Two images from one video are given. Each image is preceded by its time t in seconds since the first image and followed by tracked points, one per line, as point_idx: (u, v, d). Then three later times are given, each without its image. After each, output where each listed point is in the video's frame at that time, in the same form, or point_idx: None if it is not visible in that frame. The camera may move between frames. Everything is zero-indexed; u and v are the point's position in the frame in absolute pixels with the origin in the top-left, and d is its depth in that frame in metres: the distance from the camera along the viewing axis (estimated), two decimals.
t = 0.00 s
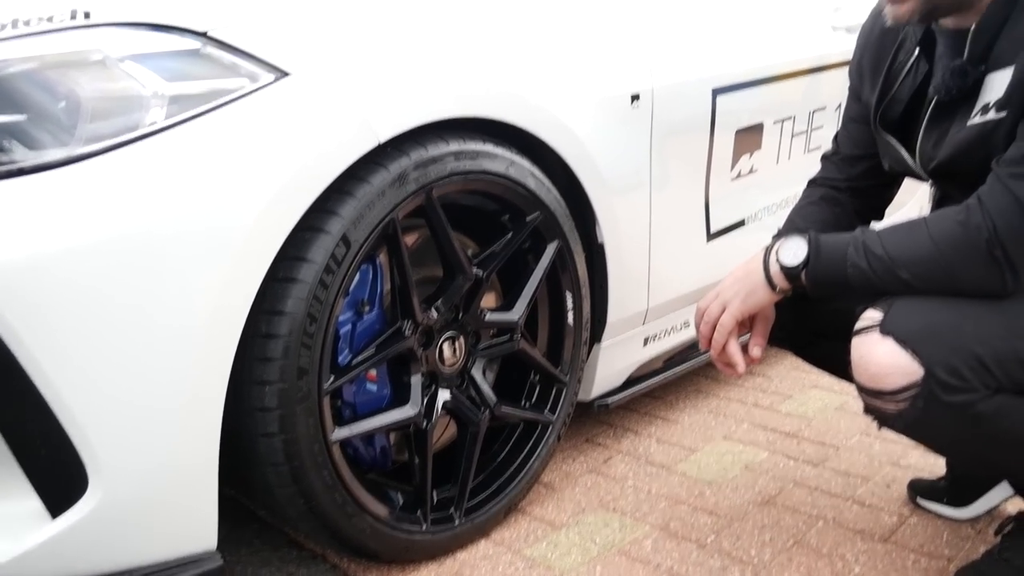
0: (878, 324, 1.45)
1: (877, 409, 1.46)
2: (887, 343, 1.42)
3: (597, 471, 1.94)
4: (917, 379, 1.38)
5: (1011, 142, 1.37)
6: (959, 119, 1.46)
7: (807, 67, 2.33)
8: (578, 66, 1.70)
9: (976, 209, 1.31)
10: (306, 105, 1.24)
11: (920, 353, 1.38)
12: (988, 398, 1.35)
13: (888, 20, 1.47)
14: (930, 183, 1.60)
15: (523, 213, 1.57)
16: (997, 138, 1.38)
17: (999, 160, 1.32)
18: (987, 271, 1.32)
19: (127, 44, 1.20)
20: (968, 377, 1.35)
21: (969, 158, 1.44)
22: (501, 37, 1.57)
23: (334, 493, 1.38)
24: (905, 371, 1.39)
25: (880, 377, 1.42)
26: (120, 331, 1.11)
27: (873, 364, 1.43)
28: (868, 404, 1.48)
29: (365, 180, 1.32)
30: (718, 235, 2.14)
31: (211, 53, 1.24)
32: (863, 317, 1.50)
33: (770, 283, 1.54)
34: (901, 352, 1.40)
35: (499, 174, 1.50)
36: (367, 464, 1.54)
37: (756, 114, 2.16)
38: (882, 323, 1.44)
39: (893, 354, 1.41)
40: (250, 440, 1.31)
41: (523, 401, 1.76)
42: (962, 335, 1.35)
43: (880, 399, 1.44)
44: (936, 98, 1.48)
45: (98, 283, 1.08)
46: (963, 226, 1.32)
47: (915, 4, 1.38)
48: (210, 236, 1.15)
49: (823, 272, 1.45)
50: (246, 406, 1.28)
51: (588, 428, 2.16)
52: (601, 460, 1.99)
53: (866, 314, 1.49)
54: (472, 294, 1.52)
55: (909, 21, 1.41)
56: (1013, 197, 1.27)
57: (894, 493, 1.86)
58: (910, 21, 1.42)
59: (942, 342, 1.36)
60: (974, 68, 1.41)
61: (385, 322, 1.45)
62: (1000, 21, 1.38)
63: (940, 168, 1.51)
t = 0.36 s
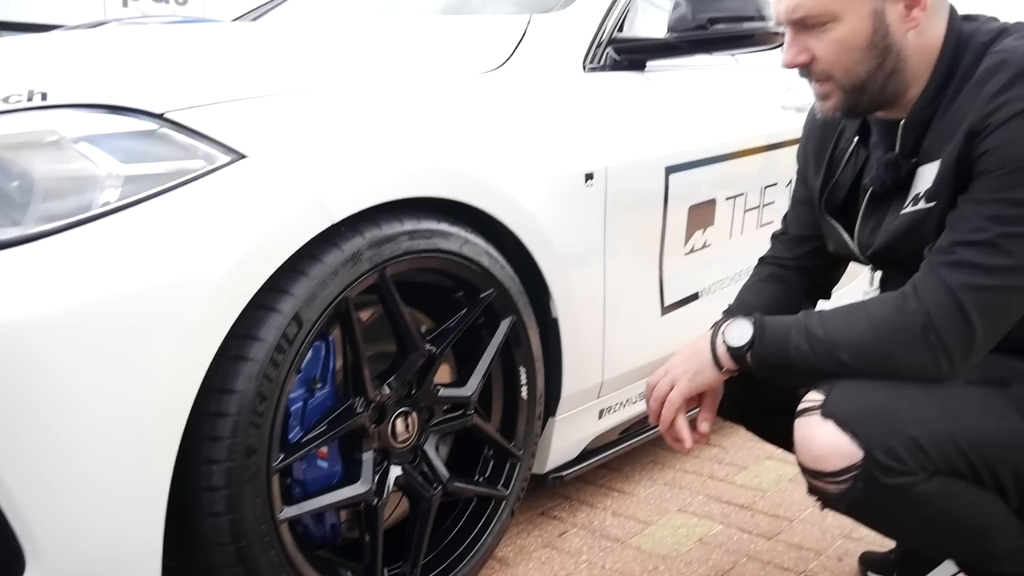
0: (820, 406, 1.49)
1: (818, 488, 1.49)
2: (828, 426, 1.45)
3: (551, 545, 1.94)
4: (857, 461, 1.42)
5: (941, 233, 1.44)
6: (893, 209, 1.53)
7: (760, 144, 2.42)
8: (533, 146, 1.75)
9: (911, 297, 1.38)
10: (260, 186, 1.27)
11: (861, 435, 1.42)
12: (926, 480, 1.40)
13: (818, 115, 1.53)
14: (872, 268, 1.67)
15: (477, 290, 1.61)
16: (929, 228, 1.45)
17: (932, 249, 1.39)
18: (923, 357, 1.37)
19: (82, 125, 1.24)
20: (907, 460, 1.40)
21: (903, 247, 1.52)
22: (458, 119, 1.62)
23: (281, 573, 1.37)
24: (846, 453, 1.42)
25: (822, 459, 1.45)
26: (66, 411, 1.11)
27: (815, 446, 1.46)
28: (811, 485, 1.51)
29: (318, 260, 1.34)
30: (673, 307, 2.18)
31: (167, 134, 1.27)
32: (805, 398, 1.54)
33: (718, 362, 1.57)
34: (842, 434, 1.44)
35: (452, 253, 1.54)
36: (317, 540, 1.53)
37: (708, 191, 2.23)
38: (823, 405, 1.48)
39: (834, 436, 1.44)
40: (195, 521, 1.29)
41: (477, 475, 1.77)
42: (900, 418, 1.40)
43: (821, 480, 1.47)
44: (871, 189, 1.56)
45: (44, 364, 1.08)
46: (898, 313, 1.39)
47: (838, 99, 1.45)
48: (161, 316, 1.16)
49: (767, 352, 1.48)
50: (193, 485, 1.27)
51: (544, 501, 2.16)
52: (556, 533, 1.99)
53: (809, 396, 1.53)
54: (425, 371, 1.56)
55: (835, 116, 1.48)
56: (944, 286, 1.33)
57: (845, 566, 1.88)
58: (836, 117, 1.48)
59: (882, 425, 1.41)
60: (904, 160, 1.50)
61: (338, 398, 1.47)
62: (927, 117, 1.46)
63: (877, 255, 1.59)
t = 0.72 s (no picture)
0: (765, 473, 1.51)
1: (762, 555, 1.51)
2: (773, 493, 1.48)
3: None
4: (801, 529, 1.45)
5: (878, 302, 1.50)
6: (834, 276, 1.59)
7: (713, 208, 2.50)
8: (488, 208, 1.79)
9: (853, 364, 1.41)
10: (210, 245, 1.28)
11: (804, 503, 1.45)
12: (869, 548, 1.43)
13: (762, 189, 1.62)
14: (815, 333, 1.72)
15: (429, 350, 1.63)
16: (867, 296, 1.50)
17: (871, 318, 1.44)
18: (863, 424, 1.41)
19: (33, 182, 1.25)
20: (849, 527, 1.43)
21: (844, 314, 1.56)
22: (414, 182, 1.66)
23: None
24: (790, 521, 1.45)
25: (766, 527, 1.48)
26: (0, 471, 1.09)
27: (760, 512, 1.49)
28: (756, 553, 1.53)
29: (267, 320, 1.35)
30: (626, 368, 2.21)
31: (119, 193, 1.28)
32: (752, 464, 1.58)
33: (664, 430, 1.58)
34: (786, 502, 1.47)
35: (403, 313, 1.56)
36: None
37: (661, 254, 2.28)
38: (768, 473, 1.50)
39: (778, 504, 1.47)
40: None
41: (425, 536, 1.76)
42: (842, 486, 1.44)
43: (766, 547, 1.49)
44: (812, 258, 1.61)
45: None
46: (842, 379, 1.42)
47: (776, 174, 1.55)
48: (105, 375, 1.15)
49: (713, 421, 1.50)
50: (132, 549, 1.25)
51: (494, 563, 2.15)
52: None
53: (754, 463, 1.56)
54: (374, 432, 1.57)
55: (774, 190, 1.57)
56: (883, 354, 1.38)
57: None
58: (776, 190, 1.57)
59: (825, 493, 1.44)
60: (843, 231, 1.54)
61: (284, 459, 1.47)
62: (863, 189, 1.52)
63: (818, 321, 1.64)
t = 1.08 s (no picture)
0: (733, 499, 1.52)
1: None
2: (742, 518, 1.50)
3: None
4: (769, 554, 1.47)
5: (843, 322, 1.53)
6: (800, 296, 1.63)
7: (686, 232, 2.54)
8: (462, 232, 1.81)
9: (820, 386, 1.44)
10: (183, 268, 1.28)
11: (772, 529, 1.47)
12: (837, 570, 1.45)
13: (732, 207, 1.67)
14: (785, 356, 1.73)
15: (401, 372, 1.64)
16: (831, 316, 1.53)
17: (836, 339, 1.47)
18: (829, 446, 1.43)
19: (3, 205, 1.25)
20: (817, 552, 1.45)
21: (808, 334, 1.59)
22: (388, 206, 1.67)
23: None
24: (758, 546, 1.47)
25: (736, 553, 1.49)
26: None
27: (729, 538, 1.50)
28: None
29: (239, 342, 1.36)
30: (598, 390, 2.23)
31: (91, 216, 1.28)
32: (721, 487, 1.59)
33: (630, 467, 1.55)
34: (754, 528, 1.48)
35: (377, 336, 1.57)
36: None
37: (633, 277, 2.31)
38: (736, 498, 1.52)
39: (747, 529, 1.49)
40: None
41: (397, 559, 1.77)
42: (810, 511, 1.46)
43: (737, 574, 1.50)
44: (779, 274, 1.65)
45: None
46: (809, 402, 1.44)
47: (743, 192, 1.59)
48: (75, 399, 1.15)
49: (682, 450, 1.50)
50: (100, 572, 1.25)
51: None
52: None
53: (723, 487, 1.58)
54: (346, 455, 1.57)
55: (741, 208, 1.61)
56: (850, 375, 1.40)
57: None
58: (743, 208, 1.62)
59: (793, 517, 1.46)
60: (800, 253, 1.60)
61: (255, 481, 1.47)
62: (827, 210, 1.57)
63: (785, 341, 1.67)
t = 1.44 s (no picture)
0: (721, 502, 1.54)
1: None
2: (729, 521, 1.51)
3: None
4: (756, 557, 1.48)
5: (829, 329, 1.54)
6: (785, 306, 1.64)
7: (676, 238, 2.56)
8: (453, 239, 1.82)
9: (804, 393, 1.47)
10: (175, 275, 1.29)
11: (759, 533, 1.48)
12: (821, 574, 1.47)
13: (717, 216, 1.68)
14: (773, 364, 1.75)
15: (392, 378, 1.65)
16: (819, 324, 1.54)
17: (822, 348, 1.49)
18: (815, 452, 1.45)
19: None
20: (803, 555, 1.47)
21: (795, 342, 1.60)
22: (381, 212, 1.69)
23: None
24: (745, 550, 1.49)
25: (723, 556, 1.50)
26: None
27: (715, 540, 1.52)
28: None
29: (231, 349, 1.37)
30: (590, 396, 2.24)
31: (84, 224, 1.29)
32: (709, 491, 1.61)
33: (625, 464, 1.62)
34: (741, 531, 1.50)
35: (368, 343, 1.59)
36: None
37: (624, 283, 2.33)
38: (724, 501, 1.53)
39: (734, 533, 1.50)
40: None
41: (388, 565, 1.78)
42: (797, 515, 1.48)
43: None
44: (764, 284, 1.66)
45: None
46: (795, 408, 1.47)
47: (728, 201, 1.61)
48: (67, 405, 1.16)
49: (672, 451, 1.54)
50: None
51: None
52: None
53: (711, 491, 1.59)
54: (337, 460, 1.58)
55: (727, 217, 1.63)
56: (835, 382, 1.42)
57: None
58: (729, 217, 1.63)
59: (780, 522, 1.48)
60: (785, 265, 1.62)
61: (247, 487, 1.48)
62: (813, 221, 1.59)
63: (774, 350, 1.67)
